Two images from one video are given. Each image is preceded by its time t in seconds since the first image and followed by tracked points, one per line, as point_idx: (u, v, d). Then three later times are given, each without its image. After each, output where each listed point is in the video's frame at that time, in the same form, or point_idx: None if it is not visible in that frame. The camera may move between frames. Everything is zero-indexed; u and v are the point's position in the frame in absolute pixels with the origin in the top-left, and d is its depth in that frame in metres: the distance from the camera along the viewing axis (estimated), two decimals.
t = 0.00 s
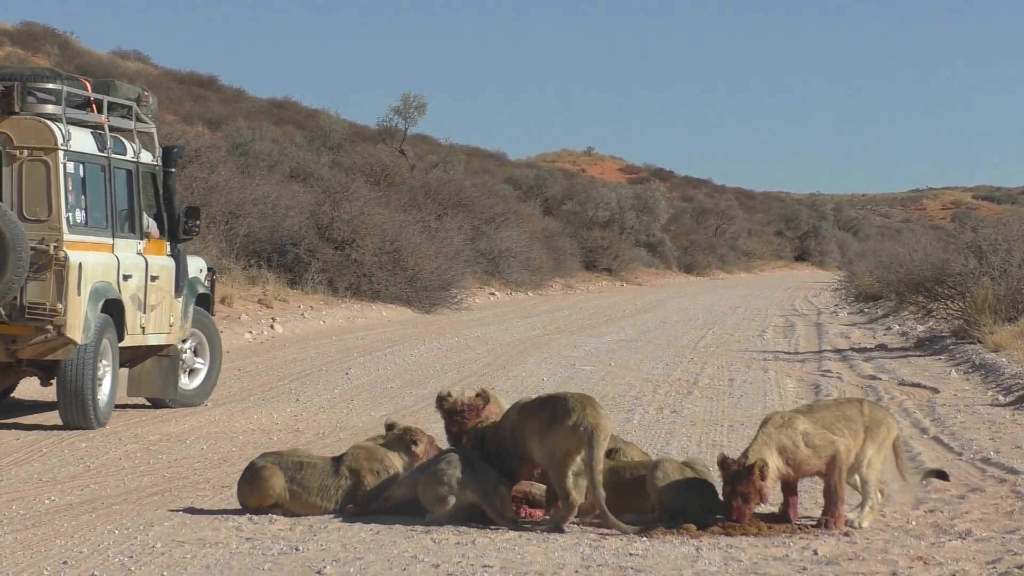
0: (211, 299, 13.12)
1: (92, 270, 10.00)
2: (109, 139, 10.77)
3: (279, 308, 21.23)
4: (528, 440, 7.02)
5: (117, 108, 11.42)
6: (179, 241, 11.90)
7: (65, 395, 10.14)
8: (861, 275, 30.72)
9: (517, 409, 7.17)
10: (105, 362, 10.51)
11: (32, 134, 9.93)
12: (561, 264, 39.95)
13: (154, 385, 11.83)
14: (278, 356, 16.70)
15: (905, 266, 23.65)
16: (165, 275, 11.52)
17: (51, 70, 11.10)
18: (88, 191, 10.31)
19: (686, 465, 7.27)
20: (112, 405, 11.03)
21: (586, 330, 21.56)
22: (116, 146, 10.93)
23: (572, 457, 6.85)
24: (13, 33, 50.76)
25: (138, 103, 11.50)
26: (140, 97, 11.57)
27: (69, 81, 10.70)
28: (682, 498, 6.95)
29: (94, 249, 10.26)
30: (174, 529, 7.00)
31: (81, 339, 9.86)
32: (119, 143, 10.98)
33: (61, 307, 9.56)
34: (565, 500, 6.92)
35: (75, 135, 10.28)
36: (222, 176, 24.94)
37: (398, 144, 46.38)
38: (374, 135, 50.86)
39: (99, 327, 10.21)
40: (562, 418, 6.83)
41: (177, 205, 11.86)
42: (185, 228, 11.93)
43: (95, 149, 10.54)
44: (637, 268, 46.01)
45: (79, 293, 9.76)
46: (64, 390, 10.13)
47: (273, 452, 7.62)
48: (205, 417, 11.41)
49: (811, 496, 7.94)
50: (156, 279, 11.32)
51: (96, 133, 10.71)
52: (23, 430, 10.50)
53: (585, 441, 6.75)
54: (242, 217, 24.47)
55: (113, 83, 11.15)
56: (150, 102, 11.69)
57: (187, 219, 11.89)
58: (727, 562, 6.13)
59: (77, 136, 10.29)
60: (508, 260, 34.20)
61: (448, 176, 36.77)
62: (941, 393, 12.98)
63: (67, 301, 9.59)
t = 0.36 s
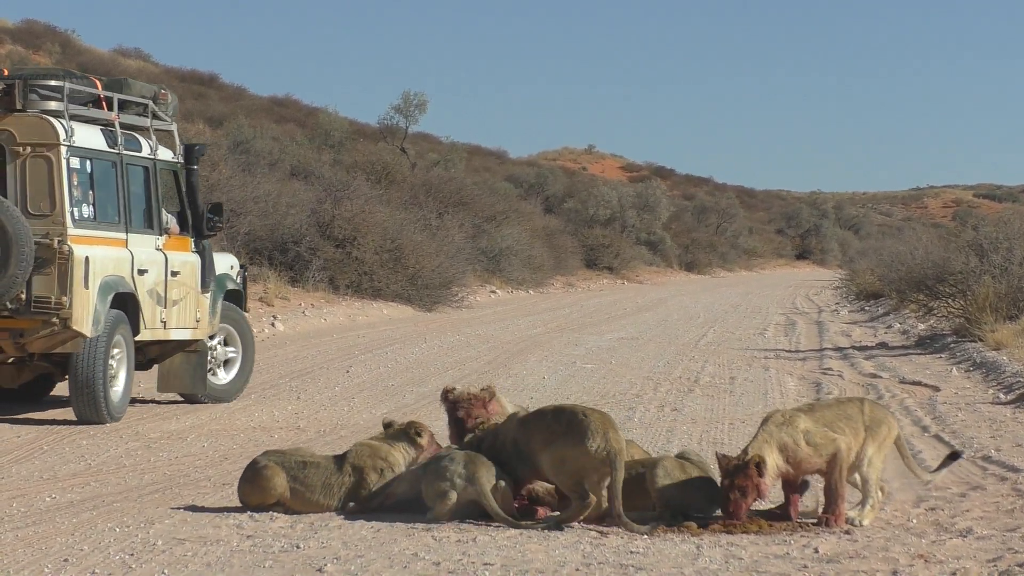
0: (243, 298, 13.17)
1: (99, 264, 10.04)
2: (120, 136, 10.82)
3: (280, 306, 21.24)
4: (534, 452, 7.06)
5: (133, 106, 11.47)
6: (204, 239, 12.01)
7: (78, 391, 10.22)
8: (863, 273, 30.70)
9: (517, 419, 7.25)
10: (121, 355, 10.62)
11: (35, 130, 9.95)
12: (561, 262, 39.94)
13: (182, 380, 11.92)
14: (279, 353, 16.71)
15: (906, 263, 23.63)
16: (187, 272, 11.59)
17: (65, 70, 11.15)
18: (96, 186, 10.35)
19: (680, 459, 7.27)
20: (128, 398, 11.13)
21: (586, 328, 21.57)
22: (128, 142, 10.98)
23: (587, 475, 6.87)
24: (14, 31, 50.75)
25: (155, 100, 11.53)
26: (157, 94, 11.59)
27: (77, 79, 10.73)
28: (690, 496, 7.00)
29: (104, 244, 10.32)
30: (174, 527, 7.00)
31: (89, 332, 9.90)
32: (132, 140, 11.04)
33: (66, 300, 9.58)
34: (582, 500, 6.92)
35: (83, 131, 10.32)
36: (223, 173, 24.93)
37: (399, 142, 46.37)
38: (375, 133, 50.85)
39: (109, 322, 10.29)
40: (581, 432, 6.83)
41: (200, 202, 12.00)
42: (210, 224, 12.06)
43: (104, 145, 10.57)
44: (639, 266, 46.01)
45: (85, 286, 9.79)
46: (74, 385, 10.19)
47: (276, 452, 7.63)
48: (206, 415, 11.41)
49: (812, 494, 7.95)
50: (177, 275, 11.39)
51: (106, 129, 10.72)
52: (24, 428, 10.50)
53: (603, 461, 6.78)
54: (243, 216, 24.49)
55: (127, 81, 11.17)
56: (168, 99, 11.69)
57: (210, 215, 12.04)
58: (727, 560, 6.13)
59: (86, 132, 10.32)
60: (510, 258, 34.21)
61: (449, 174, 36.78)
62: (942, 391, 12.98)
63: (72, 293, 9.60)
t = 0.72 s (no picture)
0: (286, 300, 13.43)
1: (115, 262, 10.14)
2: (144, 133, 10.95)
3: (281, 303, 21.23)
4: (535, 447, 7.07)
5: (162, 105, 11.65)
6: (241, 233, 12.34)
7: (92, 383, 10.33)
8: (864, 270, 30.68)
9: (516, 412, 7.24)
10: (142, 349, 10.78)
11: (46, 128, 10.00)
12: (562, 258, 39.95)
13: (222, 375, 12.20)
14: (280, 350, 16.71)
15: (908, 260, 23.62)
16: (220, 268, 11.85)
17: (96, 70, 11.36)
18: (114, 183, 10.44)
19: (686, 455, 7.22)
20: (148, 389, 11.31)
21: (587, 325, 21.56)
22: (154, 140, 11.13)
23: (590, 469, 6.88)
24: (16, 26, 50.73)
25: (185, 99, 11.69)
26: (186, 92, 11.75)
27: (101, 79, 10.87)
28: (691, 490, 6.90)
29: (122, 241, 10.45)
30: (175, 523, 7.00)
31: (103, 327, 10.01)
32: (157, 137, 11.16)
33: (77, 296, 9.63)
34: (584, 493, 6.98)
35: (102, 129, 10.42)
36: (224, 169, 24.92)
37: (401, 138, 46.36)
38: (376, 130, 50.82)
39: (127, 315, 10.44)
40: (585, 428, 6.83)
41: (237, 199, 12.31)
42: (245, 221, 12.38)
43: (125, 143, 10.66)
44: (640, 263, 46.00)
45: (98, 283, 9.88)
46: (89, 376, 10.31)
47: (273, 444, 7.60)
48: (207, 411, 11.40)
49: (812, 491, 7.95)
50: (208, 271, 11.63)
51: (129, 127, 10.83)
52: (25, 423, 10.50)
53: (607, 458, 6.80)
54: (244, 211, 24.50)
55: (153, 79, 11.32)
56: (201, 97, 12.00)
57: (247, 209, 12.35)
58: (728, 557, 6.13)
59: (105, 129, 10.41)
60: (511, 254, 34.21)
61: (450, 170, 36.77)
62: (943, 388, 12.97)
63: (83, 290, 9.66)
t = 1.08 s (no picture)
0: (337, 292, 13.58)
1: (134, 261, 10.39)
2: (170, 133, 11.17)
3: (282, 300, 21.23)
4: (533, 443, 7.08)
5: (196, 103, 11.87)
6: (283, 230, 12.40)
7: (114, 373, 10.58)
8: (867, 268, 30.68)
9: (518, 411, 7.28)
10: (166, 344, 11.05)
11: (61, 130, 10.19)
12: (564, 256, 39.94)
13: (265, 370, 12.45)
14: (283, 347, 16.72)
15: (910, 258, 23.62)
16: (258, 266, 11.96)
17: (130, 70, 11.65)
18: (133, 183, 10.67)
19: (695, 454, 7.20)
20: (177, 383, 11.58)
21: (589, 322, 21.57)
22: (183, 139, 11.35)
23: (589, 466, 6.88)
24: (19, 23, 50.77)
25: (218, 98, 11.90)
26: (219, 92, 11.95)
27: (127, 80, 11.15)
28: (691, 488, 6.90)
29: (143, 240, 10.69)
30: (177, 520, 7.00)
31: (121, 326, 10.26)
32: (185, 136, 11.38)
33: (91, 294, 9.89)
34: (584, 489, 6.96)
35: (124, 129, 10.65)
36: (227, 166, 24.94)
37: (403, 135, 46.34)
38: (378, 128, 50.82)
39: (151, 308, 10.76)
40: (583, 425, 6.84)
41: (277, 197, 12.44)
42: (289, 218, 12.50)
43: (147, 143, 10.88)
44: (642, 261, 45.99)
45: (115, 281, 10.13)
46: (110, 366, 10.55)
47: (273, 441, 7.57)
48: (210, 409, 11.40)
49: (816, 489, 7.95)
50: (244, 267, 11.81)
51: (154, 127, 11.06)
52: (27, 421, 10.49)
53: (603, 455, 6.81)
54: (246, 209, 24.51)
55: (184, 79, 11.54)
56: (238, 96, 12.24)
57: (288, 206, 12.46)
58: (731, 554, 6.13)
59: (125, 130, 10.64)
60: (513, 252, 34.22)
61: (452, 167, 36.78)
62: (945, 386, 12.98)
63: (97, 288, 9.92)
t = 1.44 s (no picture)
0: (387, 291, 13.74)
1: (153, 257, 10.76)
2: (195, 132, 11.54)
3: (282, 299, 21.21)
4: (530, 445, 7.09)
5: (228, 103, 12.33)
6: (324, 227, 12.73)
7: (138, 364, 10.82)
8: (867, 266, 30.66)
9: (514, 410, 7.26)
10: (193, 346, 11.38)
11: (74, 130, 10.55)
12: (564, 254, 39.93)
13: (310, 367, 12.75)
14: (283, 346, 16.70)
15: (910, 256, 23.61)
16: (292, 261, 12.27)
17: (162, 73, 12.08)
18: (154, 182, 11.05)
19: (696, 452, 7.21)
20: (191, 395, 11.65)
21: (588, 321, 21.57)
22: (212, 138, 11.71)
23: (587, 468, 6.91)
24: (19, 22, 50.73)
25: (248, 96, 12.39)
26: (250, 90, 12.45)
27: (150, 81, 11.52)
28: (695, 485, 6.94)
29: (166, 237, 11.06)
30: (177, 518, 7.01)
31: (141, 322, 10.64)
32: (212, 136, 11.73)
33: (108, 291, 10.29)
34: (584, 489, 6.97)
35: (145, 129, 11.04)
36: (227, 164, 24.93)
37: (403, 134, 46.33)
38: (378, 126, 50.78)
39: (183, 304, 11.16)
40: (581, 428, 6.88)
41: (316, 193, 12.72)
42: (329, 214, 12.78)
43: (170, 142, 11.26)
44: (642, 259, 45.97)
45: (132, 277, 10.51)
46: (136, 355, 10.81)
47: (274, 441, 7.58)
48: (210, 406, 11.39)
49: (816, 486, 7.95)
50: (279, 264, 12.12)
51: (178, 126, 11.43)
52: (27, 419, 10.48)
53: (602, 460, 6.87)
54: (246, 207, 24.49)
55: (212, 79, 12.05)
56: (269, 95, 12.58)
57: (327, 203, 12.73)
58: (730, 552, 6.13)
59: (145, 130, 11.02)
60: (513, 250, 34.20)
61: (452, 166, 36.76)
62: (945, 384, 12.98)
63: (113, 284, 10.32)
